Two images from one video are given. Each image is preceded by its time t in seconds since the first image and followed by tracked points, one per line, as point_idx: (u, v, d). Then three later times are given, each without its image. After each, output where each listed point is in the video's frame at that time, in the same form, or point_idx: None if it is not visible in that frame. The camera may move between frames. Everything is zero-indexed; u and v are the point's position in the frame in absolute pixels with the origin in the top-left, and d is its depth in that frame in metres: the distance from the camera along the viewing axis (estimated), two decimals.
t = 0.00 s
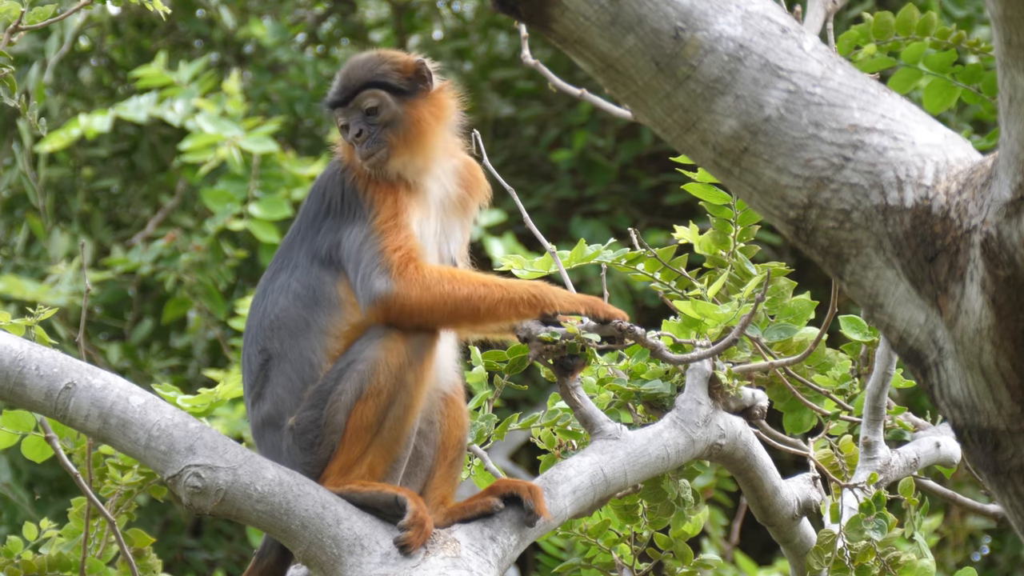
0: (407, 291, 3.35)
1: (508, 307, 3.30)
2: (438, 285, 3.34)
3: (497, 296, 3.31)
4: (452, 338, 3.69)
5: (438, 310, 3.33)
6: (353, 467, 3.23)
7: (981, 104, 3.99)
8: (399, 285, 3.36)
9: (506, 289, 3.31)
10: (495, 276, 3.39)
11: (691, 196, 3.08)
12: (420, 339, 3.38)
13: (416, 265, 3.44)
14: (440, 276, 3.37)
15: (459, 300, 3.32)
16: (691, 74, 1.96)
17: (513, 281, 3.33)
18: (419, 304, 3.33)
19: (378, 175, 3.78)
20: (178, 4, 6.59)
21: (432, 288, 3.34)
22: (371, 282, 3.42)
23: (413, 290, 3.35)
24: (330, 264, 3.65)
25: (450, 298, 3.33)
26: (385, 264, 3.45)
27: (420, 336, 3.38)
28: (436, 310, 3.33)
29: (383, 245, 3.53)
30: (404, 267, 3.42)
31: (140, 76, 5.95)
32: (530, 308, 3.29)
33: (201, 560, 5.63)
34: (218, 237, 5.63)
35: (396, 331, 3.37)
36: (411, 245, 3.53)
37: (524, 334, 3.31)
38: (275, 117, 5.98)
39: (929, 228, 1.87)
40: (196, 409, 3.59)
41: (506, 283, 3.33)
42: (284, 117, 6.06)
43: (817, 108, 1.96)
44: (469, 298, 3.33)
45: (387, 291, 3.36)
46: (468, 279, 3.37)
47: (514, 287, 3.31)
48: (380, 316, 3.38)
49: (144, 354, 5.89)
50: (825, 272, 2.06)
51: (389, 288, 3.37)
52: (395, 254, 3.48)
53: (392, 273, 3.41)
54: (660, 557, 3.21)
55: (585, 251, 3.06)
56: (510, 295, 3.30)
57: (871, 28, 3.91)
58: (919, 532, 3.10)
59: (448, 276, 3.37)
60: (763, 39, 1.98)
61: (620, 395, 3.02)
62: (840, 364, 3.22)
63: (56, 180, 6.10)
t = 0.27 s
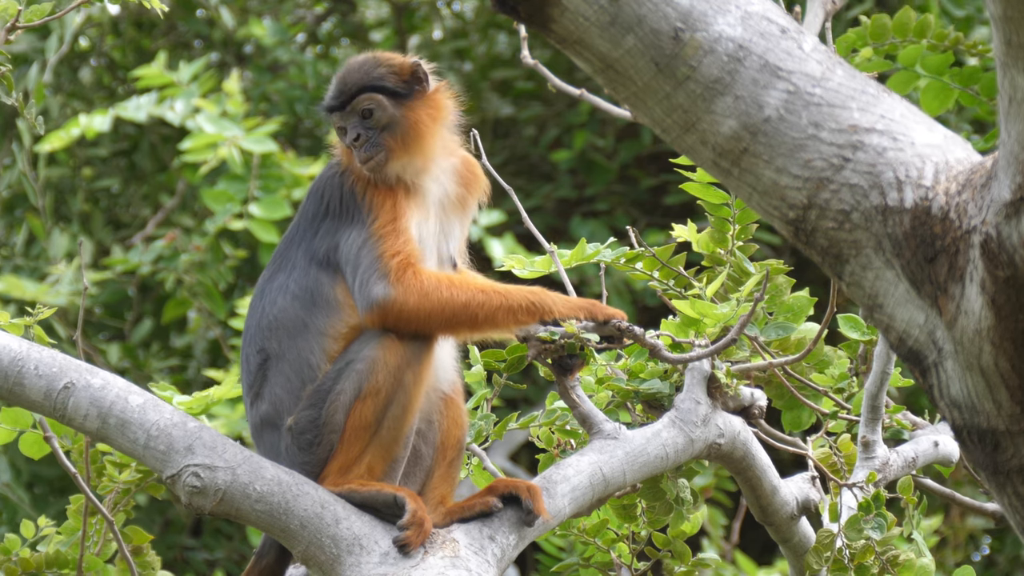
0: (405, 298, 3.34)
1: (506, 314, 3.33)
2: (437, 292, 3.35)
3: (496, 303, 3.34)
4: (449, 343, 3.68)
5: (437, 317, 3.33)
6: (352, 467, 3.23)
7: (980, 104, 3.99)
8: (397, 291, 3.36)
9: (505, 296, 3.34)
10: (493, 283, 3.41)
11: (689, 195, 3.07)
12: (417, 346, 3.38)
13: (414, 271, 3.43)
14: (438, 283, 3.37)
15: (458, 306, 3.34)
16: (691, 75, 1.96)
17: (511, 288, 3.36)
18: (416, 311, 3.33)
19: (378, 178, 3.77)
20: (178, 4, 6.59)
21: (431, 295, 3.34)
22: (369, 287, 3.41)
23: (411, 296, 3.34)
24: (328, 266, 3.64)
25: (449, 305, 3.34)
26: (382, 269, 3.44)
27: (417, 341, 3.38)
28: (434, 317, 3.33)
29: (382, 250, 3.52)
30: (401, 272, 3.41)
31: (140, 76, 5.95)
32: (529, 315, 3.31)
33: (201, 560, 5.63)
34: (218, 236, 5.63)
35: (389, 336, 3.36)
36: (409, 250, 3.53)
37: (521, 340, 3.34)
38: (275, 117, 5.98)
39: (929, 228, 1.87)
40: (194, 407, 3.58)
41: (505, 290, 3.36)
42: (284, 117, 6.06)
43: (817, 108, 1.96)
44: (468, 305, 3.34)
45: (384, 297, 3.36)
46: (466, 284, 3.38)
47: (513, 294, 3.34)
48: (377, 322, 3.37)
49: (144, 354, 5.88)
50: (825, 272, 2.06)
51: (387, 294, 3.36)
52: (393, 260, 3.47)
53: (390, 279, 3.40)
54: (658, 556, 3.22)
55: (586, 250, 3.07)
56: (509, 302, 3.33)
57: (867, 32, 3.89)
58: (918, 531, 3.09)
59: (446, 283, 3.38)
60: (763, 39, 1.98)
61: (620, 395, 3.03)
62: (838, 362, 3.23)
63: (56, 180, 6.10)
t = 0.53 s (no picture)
0: (403, 300, 3.34)
1: (505, 317, 3.35)
2: (435, 293, 3.35)
3: (494, 305, 3.35)
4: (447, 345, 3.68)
5: (434, 318, 3.32)
6: (349, 467, 3.23)
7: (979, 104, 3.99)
8: (395, 293, 3.35)
9: (504, 300, 3.36)
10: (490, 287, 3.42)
11: (687, 195, 3.08)
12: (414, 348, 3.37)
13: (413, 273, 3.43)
14: (437, 285, 3.37)
15: (455, 308, 3.33)
16: (688, 75, 1.96)
17: (510, 292, 3.38)
18: (414, 312, 3.33)
19: (373, 175, 3.79)
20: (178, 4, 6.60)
21: (429, 297, 3.34)
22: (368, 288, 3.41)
23: (409, 297, 3.34)
24: (326, 267, 3.65)
25: (447, 307, 3.33)
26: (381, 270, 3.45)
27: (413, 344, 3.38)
28: (432, 319, 3.32)
29: (381, 252, 3.52)
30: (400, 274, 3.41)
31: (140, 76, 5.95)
32: (527, 318, 3.32)
33: (201, 560, 5.63)
34: (218, 237, 5.63)
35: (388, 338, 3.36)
36: (408, 253, 3.53)
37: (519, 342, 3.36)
38: (275, 116, 5.99)
39: (926, 228, 1.87)
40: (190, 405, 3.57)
41: (503, 294, 3.38)
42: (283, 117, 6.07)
43: (813, 108, 1.96)
44: (466, 307, 3.34)
45: (383, 298, 3.36)
46: (464, 287, 3.38)
47: (511, 297, 3.36)
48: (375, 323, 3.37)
49: (144, 354, 5.88)
50: (822, 272, 2.06)
51: (385, 295, 3.36)
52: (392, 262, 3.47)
53: (388, 281, 3.40)
54: (656, 557, 3.20)
55: (582, 251, 3.06)
56: (507, 305, 3.35)
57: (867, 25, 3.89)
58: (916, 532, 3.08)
59: (444, 285, 3.37)
60: (760, 39, 1.98)
61: (617, 395, 3.02)
62: (835, 363, 3.25)
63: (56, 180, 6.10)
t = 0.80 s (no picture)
0: (400, 299, 3.34)
1: (501, 318, 3.35)
2: (431, 293, 3.35)
3: (490, 306, 3.35)
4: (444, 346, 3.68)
5: (431, 318, 3.32)
6: (347, 467, 3.23)
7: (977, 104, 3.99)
8: (392, 292, 3.35)
9: (500, 300, 3.35)
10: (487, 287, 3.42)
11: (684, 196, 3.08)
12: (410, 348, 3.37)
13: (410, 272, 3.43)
14: (433, 284, 3.37)
15: (451, 308, 3.33)
16: (684, 74, 1.96)
17: (506, 293, 3.38)
18: (410, 312, 3.32)
19: (371, 174, 3.80)
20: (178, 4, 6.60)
21: (425, 296, 3.34)
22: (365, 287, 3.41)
23: (406, 296, 3.34)
24: (324, 267, 3.65)
25: (443, 307, 3.33)
26: (378, 270, 3.45)
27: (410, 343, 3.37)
28: (427, 318, 3.32)
29: (378, 251, 3.52)
30: (397, 274, 3.41)
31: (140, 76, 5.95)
32: (523, 320, 3.32)
33: (201, 560, 5.63)
34: (218, 237, 5.64)
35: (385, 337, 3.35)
36: (405, 253, 3.53)
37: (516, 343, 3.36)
38: (275, 116, 5.99)
39: (922, 228, 1.86)
40: (189, 408, 3.57)
41: (500, 295, 3.38)
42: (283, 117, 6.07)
43: (810, 108, 1.96)
44: (462, 307, 3.34)
45: (379, 297, 3.36)
46: (460, 287, 3.38)
47: (508, 298, 3.36)
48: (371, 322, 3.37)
49: (144, 354, 5.89)
50: (819, 272, 2.06)
51: (382, 294, 3.36)
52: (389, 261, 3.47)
53: (386, 280, 3.40)
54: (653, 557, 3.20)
55: (578, 251, 3.07)
56: (504, 306, 3.35)
57: (863, 29, 3.90)
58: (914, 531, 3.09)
59: (440, 285, 3.37)
60: (756, 39, 1.98)
61: (614, 396, 3.01)
62: (833, 364, 3.24)
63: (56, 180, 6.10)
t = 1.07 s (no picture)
0: (400, 299, 3.34)
1: (500, 319, 3.34)
2: (431, 294, 3.35)
3: (490, 307, 3.34)
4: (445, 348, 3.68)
5: (431, 318, 3.33)
6: (347, 467, 3.23)
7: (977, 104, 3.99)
8: (393, 292, 3.36)
9: (500, 301, 3.35)
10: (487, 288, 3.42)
11: (685, 195, 3.08)
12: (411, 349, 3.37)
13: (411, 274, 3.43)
14: (433, 285, 3.37)
15: (452, 309, 3.33)
16: (684, 75, 1.96)
17: (507, 294, 3.38)
18: (411, 312, 3.33)
19: (374, 174, 3.80)
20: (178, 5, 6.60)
21: (425, 297, 3.34)
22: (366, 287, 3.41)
23: (407, 297, 3.35)
24: (326, 267, 3.65)
25: (443, 308, 3.33)
26: (380, 271, 3.45)
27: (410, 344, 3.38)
28: (427, 318, 3.32)
29: (380, 252, 3.53)
30: (398, 274, 3.42)
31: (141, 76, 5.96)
32: (523, 321, 3.32)
33: (201, 560, 5.64)
34: (218, 237, 5.64)
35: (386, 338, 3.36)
36: (407, 254, 3.53)
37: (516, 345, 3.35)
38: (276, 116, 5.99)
39: (921, 228, 1.86)
40: (189, 408, 3.57)
41: (500, 296, 3.37)
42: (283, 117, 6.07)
43: (809, 108, 1.96)
44: (462, 308, 3.34)
45: (380, 297, 3.36)
46: (461, 287, 3.38)
47: (508, 299, 3.36)
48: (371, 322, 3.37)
49: (145, 354, 5.89)
50: (818, 272, 2.06)
51: (383, 294, 3.36)
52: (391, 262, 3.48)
53: (387, 280, 3.41)
54: (654, 557, 3.20)
55: (581, 250, 3.07)
56: (503, 307, 3.34)
57: (865, 30, 3.90)
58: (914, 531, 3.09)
59: (441, 286, 3.37)
60: (755, 39, 1.98)
61: (614, 395, 3.02)
62: (833, 363, 3.24)
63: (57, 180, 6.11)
